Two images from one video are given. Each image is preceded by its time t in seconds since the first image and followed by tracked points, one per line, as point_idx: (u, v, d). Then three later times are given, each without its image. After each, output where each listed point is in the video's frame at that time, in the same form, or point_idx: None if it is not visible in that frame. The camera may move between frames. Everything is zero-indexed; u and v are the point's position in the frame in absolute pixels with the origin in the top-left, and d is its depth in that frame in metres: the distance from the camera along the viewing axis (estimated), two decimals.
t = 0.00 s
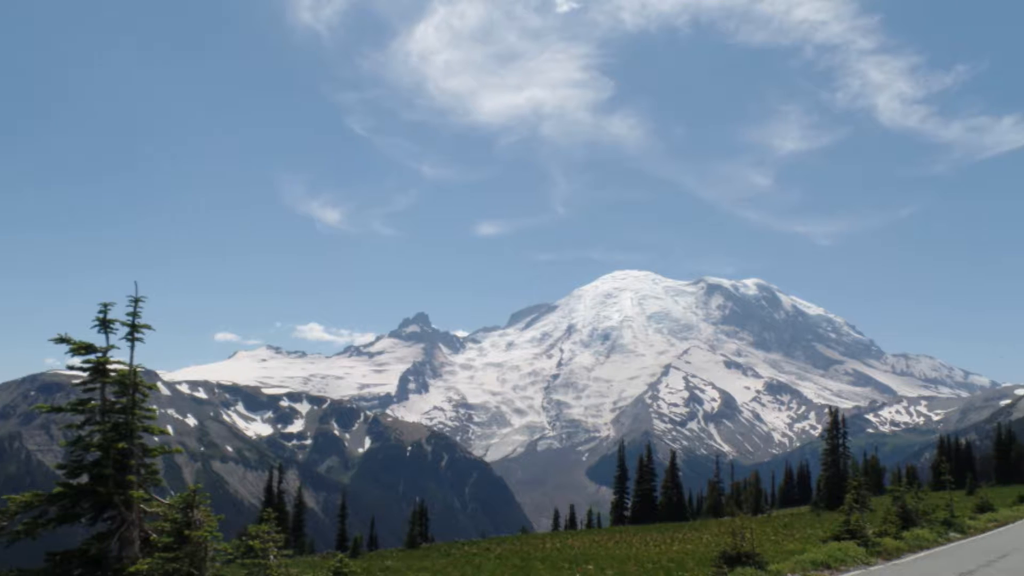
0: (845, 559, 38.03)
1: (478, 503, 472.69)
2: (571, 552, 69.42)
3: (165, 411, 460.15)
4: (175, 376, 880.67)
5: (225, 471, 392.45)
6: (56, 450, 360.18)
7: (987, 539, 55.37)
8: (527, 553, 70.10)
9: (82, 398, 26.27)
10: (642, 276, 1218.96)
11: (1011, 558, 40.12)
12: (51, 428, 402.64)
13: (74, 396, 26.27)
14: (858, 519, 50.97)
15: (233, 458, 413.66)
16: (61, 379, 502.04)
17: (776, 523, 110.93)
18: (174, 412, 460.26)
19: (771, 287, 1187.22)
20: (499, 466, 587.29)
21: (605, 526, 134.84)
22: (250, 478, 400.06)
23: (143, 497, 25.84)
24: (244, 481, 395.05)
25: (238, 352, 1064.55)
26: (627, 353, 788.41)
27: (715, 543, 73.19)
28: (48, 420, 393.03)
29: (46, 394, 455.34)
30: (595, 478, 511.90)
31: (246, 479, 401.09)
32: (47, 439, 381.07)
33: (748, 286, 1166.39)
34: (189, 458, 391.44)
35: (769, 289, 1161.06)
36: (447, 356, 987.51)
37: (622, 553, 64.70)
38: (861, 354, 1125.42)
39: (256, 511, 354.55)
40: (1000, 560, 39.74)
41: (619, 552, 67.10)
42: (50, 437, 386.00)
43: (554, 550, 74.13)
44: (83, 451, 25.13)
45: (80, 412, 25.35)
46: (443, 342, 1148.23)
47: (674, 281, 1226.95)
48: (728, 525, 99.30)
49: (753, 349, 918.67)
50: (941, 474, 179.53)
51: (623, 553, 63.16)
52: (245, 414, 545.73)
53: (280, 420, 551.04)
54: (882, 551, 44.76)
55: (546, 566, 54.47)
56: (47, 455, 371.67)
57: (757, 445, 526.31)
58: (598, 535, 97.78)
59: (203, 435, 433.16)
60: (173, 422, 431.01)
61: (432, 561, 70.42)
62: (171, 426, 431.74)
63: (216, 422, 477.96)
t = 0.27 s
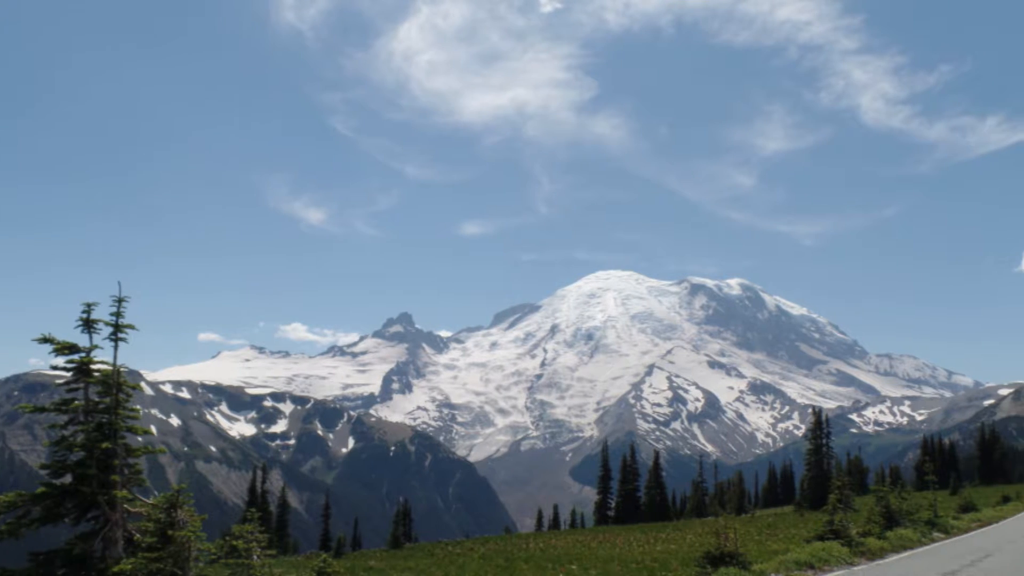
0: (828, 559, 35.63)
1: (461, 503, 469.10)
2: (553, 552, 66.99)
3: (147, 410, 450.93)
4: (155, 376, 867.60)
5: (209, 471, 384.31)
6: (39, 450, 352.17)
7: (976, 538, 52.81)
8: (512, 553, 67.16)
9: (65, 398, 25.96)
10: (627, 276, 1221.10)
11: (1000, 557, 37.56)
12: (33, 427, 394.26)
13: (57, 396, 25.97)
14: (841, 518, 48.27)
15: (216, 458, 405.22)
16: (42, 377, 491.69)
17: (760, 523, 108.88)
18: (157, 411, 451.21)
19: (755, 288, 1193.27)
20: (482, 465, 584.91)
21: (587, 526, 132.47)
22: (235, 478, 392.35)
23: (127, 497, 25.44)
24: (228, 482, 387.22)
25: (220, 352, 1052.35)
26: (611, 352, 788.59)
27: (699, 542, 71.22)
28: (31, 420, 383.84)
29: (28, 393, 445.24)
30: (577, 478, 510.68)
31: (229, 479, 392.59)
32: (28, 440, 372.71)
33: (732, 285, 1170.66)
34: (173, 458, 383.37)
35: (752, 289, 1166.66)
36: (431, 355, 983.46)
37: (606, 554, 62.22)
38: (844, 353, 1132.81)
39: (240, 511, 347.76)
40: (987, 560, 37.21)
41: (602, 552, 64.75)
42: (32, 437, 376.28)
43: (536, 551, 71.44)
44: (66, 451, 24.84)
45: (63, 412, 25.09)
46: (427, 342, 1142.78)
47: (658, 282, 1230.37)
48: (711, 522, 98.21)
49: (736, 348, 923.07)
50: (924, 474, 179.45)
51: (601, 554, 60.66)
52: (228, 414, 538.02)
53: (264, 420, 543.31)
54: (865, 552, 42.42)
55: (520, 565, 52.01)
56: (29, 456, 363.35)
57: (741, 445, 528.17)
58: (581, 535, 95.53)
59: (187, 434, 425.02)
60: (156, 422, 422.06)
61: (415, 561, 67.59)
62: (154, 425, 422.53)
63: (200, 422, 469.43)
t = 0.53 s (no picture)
0: (806, 557, 33.82)
1: (444, 503, 466.08)
2: (537, 552, 64.48)
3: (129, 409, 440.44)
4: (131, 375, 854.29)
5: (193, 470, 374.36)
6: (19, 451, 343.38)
7: (961, 538, 51.17)
8: (496, 553, 64.67)
9: (48, 401, 25.39)
10: (612, 276, 1223.09)
11: (985, 557, 35.61)
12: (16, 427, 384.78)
13: (40, 397, 25.43)
14: (824, 517, 45.74)
15: (200, 458, 397.04)
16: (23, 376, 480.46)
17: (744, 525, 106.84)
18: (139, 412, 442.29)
19: (737, 287, 1199.40)
20: (465, 467, 582.99)
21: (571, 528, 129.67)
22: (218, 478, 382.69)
23: (111, 498, 24.90)
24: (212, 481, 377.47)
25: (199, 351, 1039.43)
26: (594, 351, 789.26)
27: (682, 542, 69.12)
28: (11, 420, 375.27)
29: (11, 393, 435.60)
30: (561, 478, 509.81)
31: (213, 480, 384.35)
32: (9, 441, 363.84)
33: (716, 285, 1176.23)
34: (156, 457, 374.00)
35: (735, 289, 1173.09)
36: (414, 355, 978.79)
37: (590, 553, 59.85)
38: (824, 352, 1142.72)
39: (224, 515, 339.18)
40: (973, 558, 35.38)
41: (585, 553, 62.36)
42: (14, 437, 367.23)
43: (520, 551, 68.92)
44: (49, 451, 24.32)
45: (47, 413, 24.64)
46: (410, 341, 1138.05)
47: (642, 281, 1233.47)
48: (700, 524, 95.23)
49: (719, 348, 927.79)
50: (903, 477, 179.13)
51: (550, 555, 59.04)
52: (211, 415, 531.81)
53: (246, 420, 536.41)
54: (847, 550, 40.72)
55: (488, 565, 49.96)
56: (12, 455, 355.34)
57: (724, 445, 530.33)
58: (566, 536, 93.11)
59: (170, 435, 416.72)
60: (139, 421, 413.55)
61: (399, 561, 64.89)
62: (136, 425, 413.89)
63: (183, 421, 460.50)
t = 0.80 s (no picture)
0: (755, 509, 38.91)
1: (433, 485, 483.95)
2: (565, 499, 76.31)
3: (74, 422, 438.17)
4: (112, 378, 857.00)
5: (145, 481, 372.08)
6: None
7: (907, 479, 55.80)
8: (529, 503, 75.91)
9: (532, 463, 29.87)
10: (598, 262, 1239.92)
11: (924, 498, 39.31)
12: None
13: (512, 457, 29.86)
14: (832, 468, 60.49)
15: (154, 467, 391.82)
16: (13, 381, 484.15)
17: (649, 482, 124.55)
18: (84, 421, 438.39)
19: (720, 270, 1223.29)
20: (456, 455, 600.18)
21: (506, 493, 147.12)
22: (176, 487, 379.34)
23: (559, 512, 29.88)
24: (168, 492, 373.86)
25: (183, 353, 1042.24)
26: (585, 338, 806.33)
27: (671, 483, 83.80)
28: None
29: None
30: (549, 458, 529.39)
31: (171, 488, 379.36)
32: None
33: (699, 268, 1197.76)
34: (101, 470, 373.98)
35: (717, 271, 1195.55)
36: (403, 347, 990.94)
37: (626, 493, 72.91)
38: (805, 330, 1170.91)
39: (190, 525, 334.86)
40: (913, 500, 38.87)
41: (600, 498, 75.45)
42: None
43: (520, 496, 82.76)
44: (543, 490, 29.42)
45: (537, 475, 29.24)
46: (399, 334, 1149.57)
47: (627, 266, 1252.86)
48: (632, 483, 105.51)
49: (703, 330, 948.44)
50: (806, 432, 192.38)
51: (736, 486, 68.22)
52: (173, 419, 541.59)
53: (216, 422, 545.87)
54: (806, 497, 45.09)
55: (639, 490, 61.11)
56: None
57: (707, 422, 552.92)
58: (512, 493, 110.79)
59: (118, 445, 415.15)
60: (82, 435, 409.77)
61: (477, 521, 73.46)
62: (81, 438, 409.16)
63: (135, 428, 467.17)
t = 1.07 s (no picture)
0: (737, 509, 37.01)
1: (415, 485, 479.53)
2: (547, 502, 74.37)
3: (58, 422, 428.96)
4: (91, 377, 842.19)
5: (128, 481, 364.68)
6: None
7: (891, 479, 54.12)
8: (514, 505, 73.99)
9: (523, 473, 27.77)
10: (581, 262, 1239.93)
11: (906, 498, 37.57)
12: None
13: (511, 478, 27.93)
14: (816, 469, 58.86)
15: (138, 467, 384.55)
16: None
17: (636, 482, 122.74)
18: (67, 420, 430.03)
19: (703, 270, 1228.38)
20: (440, 456, 597.04)
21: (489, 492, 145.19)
22: (160, 487, 369.74)
23: (543, 515, 27.59)
24: (152, 492, 366.43)
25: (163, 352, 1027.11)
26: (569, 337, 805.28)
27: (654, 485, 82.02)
28: None
29: None
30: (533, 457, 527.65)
31: (155, 488, 372.32)
32: None
33: (682, 268, 1202.18)
34: (85, 470, 364.81)
35: (701, 271, 1200.61)
36: (386, 347, 984.18)
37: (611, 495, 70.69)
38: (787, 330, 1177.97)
39: (175, 525, 328.71)
40: (896, 500, 37.08)
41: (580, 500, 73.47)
42: None
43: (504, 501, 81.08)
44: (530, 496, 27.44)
45: (530, 492, 27.24)
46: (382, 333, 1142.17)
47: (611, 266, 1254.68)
48: (615, 484, 103.69)
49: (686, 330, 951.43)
50: (790, 432, 191.50)
51: (720, 486, 66.45)
52: (156, 419, 532.95)
53: (199, 422, 537.71)
54: (790, 497, 43.34)
55: (621, 490, 59.10)
56: None
57: (691, 421, 554.47)
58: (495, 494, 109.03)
59: (102, 444, 406.92)
60: (64, 433, 401.61)
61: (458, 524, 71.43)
62: (63, 435, 400.93)
63: (118, 428, 458.98)
